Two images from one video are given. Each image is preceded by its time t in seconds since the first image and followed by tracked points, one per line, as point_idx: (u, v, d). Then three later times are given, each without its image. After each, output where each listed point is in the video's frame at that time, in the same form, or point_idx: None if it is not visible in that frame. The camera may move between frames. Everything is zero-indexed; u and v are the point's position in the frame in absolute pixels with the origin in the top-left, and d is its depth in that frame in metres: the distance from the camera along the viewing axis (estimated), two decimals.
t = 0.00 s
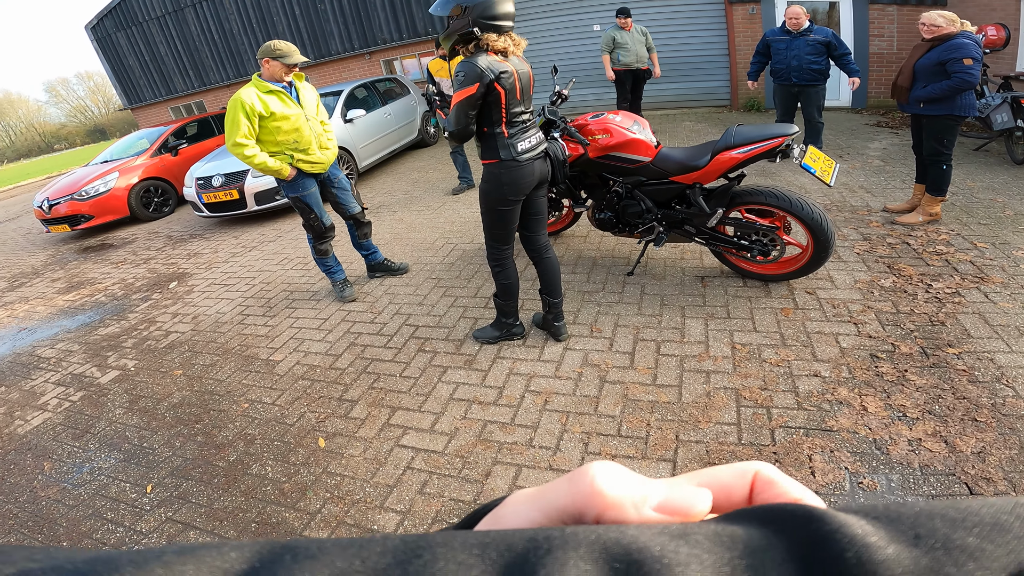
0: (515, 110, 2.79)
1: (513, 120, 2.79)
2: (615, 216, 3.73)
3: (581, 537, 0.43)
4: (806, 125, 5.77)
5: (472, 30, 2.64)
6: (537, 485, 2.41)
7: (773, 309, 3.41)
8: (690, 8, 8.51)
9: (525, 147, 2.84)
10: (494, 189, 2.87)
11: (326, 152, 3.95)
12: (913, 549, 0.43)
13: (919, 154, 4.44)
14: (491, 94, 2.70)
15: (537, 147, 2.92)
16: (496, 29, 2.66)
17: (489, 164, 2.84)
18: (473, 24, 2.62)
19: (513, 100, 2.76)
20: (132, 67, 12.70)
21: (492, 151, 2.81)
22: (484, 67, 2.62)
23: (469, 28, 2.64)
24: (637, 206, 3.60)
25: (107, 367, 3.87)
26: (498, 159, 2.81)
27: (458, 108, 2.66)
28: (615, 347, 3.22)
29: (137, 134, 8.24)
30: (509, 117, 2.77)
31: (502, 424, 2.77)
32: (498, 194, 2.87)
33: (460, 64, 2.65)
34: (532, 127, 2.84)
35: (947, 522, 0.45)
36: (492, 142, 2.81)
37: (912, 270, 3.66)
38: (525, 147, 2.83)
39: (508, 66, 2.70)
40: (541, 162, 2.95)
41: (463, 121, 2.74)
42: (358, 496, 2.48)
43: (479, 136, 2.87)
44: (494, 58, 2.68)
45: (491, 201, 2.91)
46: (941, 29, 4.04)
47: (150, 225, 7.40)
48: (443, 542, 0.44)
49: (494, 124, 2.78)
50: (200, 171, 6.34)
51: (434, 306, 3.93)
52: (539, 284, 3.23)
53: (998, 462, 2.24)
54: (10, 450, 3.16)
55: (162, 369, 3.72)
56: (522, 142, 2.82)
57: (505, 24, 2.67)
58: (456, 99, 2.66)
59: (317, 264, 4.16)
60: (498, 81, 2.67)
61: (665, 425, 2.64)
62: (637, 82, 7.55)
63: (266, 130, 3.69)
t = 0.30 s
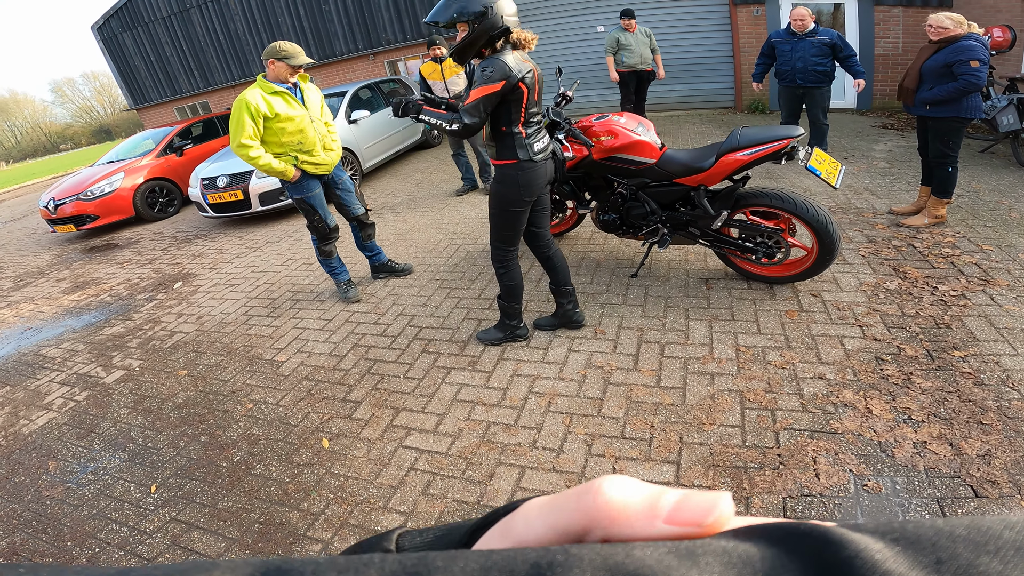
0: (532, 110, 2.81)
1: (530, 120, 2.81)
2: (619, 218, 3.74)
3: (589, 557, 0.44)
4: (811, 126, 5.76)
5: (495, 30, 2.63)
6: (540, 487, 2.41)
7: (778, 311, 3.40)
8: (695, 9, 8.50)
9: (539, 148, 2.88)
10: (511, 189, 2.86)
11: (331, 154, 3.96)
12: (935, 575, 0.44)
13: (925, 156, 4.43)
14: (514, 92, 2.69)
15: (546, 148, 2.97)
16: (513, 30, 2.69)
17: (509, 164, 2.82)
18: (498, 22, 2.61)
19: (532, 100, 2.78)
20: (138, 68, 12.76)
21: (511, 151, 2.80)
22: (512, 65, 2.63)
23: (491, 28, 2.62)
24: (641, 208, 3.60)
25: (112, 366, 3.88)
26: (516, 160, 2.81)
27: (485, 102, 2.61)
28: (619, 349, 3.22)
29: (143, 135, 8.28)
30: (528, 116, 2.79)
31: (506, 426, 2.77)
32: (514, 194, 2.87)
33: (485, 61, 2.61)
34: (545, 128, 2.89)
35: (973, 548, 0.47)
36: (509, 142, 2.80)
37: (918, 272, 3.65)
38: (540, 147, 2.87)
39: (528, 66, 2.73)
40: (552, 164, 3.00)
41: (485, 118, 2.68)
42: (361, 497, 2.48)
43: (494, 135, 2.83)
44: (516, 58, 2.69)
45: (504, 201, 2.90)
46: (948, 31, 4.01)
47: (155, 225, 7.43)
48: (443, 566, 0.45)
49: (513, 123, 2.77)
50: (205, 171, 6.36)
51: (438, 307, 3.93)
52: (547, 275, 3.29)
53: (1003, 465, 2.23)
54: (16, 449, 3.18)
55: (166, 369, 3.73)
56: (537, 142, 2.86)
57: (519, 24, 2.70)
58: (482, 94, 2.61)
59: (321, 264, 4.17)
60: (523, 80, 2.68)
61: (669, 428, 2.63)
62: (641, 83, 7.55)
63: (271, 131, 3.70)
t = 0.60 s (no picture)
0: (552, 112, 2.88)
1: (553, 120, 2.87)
2: (619, 221, 3.75)
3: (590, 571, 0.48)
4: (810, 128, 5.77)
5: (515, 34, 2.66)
6: (540, 489, 2.41)
7: (778, 314, 3.40)
8: (695, 11, 8.52)
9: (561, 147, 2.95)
10: (542, 189, 2.87)
11: (332, 157, 3.97)
12: None
13: (925, 159, 4.44)
14: (543, 91, 2.73)
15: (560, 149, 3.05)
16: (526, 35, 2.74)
17: (541, 164, 2.84)
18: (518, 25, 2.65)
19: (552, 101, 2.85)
20: (139, 70, 12.80)
21: (543, 150, 2.83)
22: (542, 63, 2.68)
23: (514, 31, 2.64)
24: (641, 211, 3.62)
25: (113, 369, 3.89)
26: (548, 159, 2.84)
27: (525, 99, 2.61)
28: (619, 352, 3.22)
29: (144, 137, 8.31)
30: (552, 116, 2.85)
31: (506, 428, 2.78)
32: (544, 194, 2.89)
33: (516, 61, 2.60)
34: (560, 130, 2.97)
35: (958, 568, 0.50)
36: (538, 143, 2.81)
37: (917, 275, 3.66)
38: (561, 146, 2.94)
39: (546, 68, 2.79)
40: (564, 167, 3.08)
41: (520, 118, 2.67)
42: (362, 500, 2.49)
43: (522, 137, 2.81)
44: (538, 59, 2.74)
45: (532, 202, 2.90)
46: (948, 34, 4.04)
47: (157, 227, 7.45)
48: None
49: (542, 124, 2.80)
50: (206, 173, 6.38)
51: (438, 310, 3.94)
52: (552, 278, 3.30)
53: (1002, 467, 2.24)
54: (17, 451, 3.19)
55: (167, 371, 3.74)
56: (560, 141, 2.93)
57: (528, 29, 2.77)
58: (521, 91, 2.59)
59: (322, 268, 4.19)
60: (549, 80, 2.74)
61: (668, 430, 2.64)
62: (641, 85, 7.56)
63: (273, 134, 3.72)
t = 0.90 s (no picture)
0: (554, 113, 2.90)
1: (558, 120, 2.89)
2: (616, 222, 3.76)
3: None
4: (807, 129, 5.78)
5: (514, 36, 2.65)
6: (537, 491, 2.42)
7: (775, 315, 3.41)
8: (693, 12, 8.53)
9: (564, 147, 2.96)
10: (551, 187, 2.88)
11: (327, 159, 3.96)
12: None
13: (922, 160, 4.45)
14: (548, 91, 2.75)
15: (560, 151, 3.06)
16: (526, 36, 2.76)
17: (548, 163, 2.84)
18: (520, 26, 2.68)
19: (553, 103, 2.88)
20: (137, 71, 12.80)
21: (549, 150, 2.83)
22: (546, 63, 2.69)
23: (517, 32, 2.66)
24: (638, 212, 3.62)
25: (111, 371, 3.89)
26: (555, 158, 2.86)
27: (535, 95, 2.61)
28: (616, 354, 3.23)
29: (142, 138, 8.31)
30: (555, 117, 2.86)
31: (503, 430, 2.78)
32: (552, 193, 2.90)
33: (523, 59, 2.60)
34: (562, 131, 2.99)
35: None
36: (545, 143, 2.82)
37: (914, 276, 3.66)
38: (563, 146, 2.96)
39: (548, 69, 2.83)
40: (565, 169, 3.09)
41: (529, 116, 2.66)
42: (359, 502, 2.49)
43: (528, 137, 2.80)
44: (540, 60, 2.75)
45: (539, 202, 2.89)
46: (945, 34, 4.05)
47: (154, 229, 7.44)
48: None
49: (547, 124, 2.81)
50: (203, 175, 6.37)
51: (436, 311, 3.94)
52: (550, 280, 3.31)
53: (998, 468, 2.24)
54: (14, 453, 3.19)
55: (165, 373, 3.74)
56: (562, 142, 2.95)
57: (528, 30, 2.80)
58: (532, 89, 2.60)
59: (319, 271, 4.18)
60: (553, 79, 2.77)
61: (665, 432, 2.64)
62: (639, 86, 7.57)
63: (267, 136, 3.71)
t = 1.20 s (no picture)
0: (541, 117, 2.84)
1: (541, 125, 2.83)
2: (611, 224, 3.76)
3: None
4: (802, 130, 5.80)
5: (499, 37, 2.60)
6: (531, 493, 2.42)
7: (769, 316, 3.42)
8: (688, 13, 8.55)
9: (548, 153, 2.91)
10: (525, 195, 2.84)
11: (318, 164, 3.92)
12: None
13: (915, 160, 4.47)
14: (530, 96, 2.69)
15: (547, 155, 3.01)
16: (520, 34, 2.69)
17: (524, 169, 2.81)
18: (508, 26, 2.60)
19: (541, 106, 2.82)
20: (133, 72, 12.80)
21: (526, 155, 2.80)
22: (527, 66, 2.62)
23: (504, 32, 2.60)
24: (632, 213, 3.62)
25: (105, 373, 3.87)
26: (531, 165, 2.81)
27: (509, 103, 2.58)
28: (611, 355, 3.23)
29: (137, 140, 8.29)
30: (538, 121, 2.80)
31: (497, 431, 2.78)
32: (526, 200, 2.85)
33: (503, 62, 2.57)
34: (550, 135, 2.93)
35: None
36: (522, 147, 2.78)
37: (907, 276, 3.68)
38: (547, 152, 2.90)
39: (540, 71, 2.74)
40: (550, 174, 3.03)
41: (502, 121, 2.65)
42: (353, 504, 2.49)
43: (506, 141, 2.79)
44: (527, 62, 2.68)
45: (514, 208, 2.86)
46: (940, 34, 4.05)
47: (149, 231, 7.42)
48: None
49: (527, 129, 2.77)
50: (199, 176, 6.36)
51: (431, 313, 3.94)
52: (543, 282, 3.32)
53: (990, 469, 2.25)
54: (8, 456, 3.17)
55: (159, 375, 3.73)
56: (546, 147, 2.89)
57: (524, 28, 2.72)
58: (506, 96, 2.57)
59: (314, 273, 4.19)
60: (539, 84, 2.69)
61: (659, 433, 2.65)
62: (634, 87, 7.58)
63: (257, 139, 3.69)
